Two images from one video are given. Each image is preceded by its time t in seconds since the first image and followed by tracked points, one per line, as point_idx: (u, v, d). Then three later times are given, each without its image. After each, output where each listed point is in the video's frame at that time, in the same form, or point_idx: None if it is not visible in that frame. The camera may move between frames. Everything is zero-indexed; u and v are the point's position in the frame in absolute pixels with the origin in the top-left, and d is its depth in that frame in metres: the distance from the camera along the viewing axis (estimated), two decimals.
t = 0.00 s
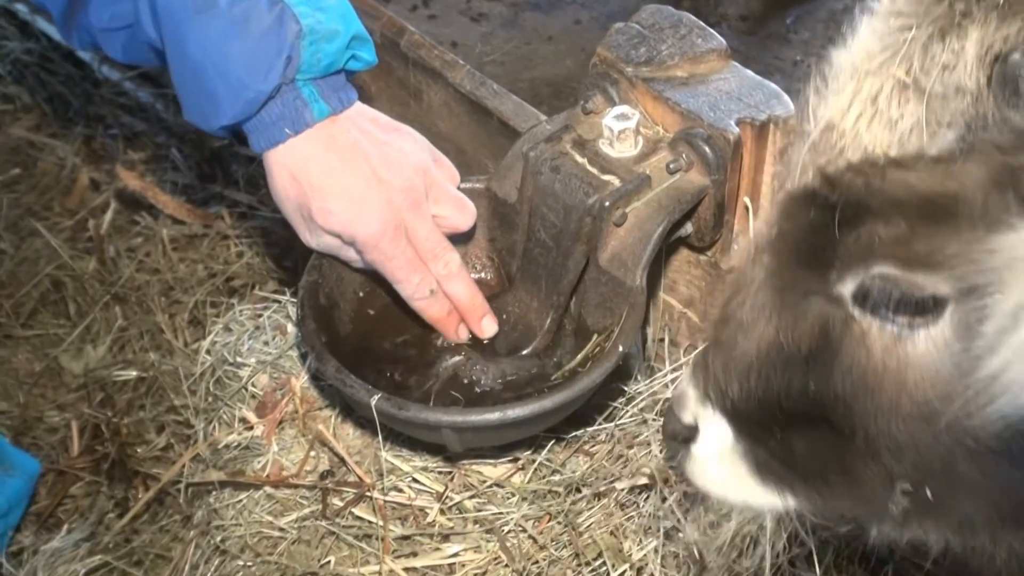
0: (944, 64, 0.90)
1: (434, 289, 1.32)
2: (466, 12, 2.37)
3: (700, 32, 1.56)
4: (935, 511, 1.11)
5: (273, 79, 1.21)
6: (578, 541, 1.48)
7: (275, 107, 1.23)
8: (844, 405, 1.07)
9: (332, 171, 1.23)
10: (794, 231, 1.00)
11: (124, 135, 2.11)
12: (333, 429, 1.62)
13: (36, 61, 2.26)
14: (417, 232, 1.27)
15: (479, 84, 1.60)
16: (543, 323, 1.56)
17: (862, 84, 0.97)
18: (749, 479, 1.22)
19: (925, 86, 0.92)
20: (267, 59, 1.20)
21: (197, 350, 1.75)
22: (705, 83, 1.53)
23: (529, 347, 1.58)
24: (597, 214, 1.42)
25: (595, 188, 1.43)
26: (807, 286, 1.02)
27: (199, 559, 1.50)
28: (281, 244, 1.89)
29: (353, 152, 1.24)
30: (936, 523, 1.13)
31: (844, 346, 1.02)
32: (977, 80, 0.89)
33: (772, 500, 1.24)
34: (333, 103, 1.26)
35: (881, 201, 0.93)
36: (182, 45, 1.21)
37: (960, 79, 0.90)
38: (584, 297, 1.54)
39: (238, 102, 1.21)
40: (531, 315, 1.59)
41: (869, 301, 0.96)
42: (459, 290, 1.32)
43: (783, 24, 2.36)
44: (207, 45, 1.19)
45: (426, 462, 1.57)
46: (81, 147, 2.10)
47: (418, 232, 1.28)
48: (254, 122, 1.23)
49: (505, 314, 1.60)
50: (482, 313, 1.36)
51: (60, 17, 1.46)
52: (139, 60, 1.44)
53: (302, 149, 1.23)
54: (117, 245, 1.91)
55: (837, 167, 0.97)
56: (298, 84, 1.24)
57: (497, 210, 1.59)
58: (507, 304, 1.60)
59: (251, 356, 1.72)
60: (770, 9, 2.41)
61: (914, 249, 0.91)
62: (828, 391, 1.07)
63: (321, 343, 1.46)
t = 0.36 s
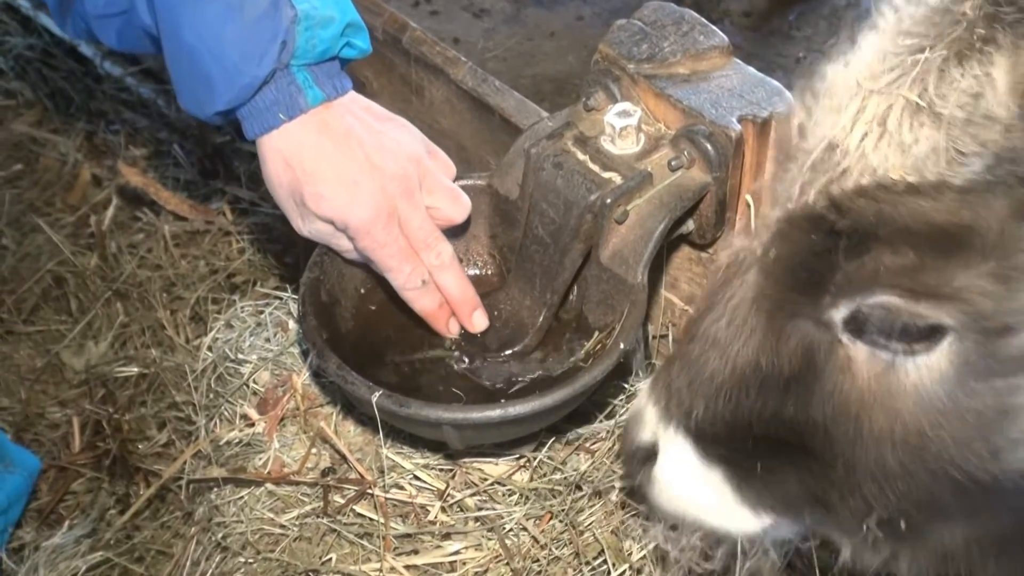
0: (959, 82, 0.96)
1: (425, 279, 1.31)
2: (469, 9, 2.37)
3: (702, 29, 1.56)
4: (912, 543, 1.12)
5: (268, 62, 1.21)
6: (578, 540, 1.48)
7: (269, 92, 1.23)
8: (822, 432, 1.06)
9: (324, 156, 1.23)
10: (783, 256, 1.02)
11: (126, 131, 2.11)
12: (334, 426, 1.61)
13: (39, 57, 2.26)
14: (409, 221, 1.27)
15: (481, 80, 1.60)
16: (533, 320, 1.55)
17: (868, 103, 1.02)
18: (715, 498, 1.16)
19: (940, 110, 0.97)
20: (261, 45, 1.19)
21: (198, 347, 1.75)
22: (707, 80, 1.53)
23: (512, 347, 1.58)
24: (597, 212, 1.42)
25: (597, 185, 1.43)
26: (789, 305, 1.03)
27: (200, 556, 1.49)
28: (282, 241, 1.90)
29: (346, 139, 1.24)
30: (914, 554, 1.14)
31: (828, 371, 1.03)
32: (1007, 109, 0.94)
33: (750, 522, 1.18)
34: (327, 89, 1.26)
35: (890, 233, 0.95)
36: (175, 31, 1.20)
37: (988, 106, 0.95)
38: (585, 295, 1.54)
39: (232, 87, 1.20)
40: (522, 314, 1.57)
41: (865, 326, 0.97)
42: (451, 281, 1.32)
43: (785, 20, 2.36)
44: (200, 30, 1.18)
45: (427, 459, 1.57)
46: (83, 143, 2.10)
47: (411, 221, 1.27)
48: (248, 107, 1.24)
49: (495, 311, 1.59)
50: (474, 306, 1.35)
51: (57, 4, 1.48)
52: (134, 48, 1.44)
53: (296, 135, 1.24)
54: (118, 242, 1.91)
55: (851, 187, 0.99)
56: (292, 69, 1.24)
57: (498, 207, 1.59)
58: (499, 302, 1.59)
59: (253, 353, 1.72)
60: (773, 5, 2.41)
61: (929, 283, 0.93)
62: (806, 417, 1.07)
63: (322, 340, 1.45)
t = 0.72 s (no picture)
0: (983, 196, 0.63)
1: (424, 283, 1.31)
2: (468, 13, 2.38)
3: (700, 35, 1.57)
4: None
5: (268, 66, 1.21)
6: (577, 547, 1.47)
7: (269, 95, 1.23)
8: None
9: (323, 159, 1.23)
10: (804, 377, 0.74)
11: (125, 136, 2.11)
12: (332, 432, 1.61)
13: (38, 61, 2.26)
14: (407, 225, 1.27)
15: (480, 86, 1.60)
16: (531, 325, 1.55)
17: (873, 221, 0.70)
18: None
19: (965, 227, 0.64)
20: (261, 49, 1.19)
21: (197, 352, 1.75)
22: (706, 86, 1.53)
23: (511, 352, 1.57)
24: (595, 217, 1.42)
25: (595, 191, 1.43)
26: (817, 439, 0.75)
27: (197, 561, 1.49)
28: (281, 246, 1.90)
29: (345, 142, 1.24)
30: None
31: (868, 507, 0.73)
32: None
33: None
34: (327, 93, 1.26)
35: (935, 354, 0.66)
36: (176, 36, 1.20)
37: None
38: (583, 300, 1.54)
39: (232, 90, 1.21)
40: (520, 319, 1.57)
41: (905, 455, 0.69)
42: (449, 286, 1.32)
43: (784, 26, 2.36)
44: (201, 34, 1.18)
45: (425, 465, 1.56)
46: (82, 148, 2.10)
47: (409, 225, 1.27)
48: (248, 111, 1.23)
49: (494, 315, 1.59)
50: (472, 310, 1.36)
51: (58, 7, 1.49)
52: (134, 51, 1.45)
53: (295, 138, 1.24)
54: (117, 246, 1.91)
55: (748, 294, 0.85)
56: (291, 73, 1.24)
57: (497, 212, 1.59)
58: (497, 306, 1.59)
59: (251, 359, 1.71)
60: (771, 10, 2.42)
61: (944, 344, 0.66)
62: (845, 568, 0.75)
63: (321, 346, 1.45)
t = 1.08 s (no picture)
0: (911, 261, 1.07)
1: (425, 288, 1.31)
2: (468, 19, 2.38)
3: (700, 40, 1.57)
4: None
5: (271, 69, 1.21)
6: (577, 553, 1.47)
7: (271, 99, 1.24)
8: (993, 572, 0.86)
9: (325, 163, 1.24)
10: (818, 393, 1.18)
11: (126, 141, 2.11)
12: (332, 436, 1.60)
13: (38, 67, 2.26)
14: (408, 229, 1.27)
15: (480, 91, 1.60)
16: (531, 330, 1.55)
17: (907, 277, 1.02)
18: None
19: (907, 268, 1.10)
20: (264, 53, 1.20)
21: (197, 356, 1.75)
22: (705, 91, 1.53)
23: (510, 358, 1.56)
24: (596, 222, 1.43)
25: (595, 196, 1.44)
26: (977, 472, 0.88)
27: (197, 566, 1.48)
28: (281, 251, 1.91)
29: (347, 146, 1.25)
30: None
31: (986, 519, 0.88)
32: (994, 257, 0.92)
33: None
34: (329, 97, 1.27)
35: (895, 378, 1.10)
36: (179, 40, 1.20)
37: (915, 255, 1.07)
38: (584, 305, 1.54)
39: (235, 94, 1.21)
40: (519, 324, 1.57)
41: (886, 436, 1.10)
42: (450, 291, 1.32)
43: (783, 32, 2.37)
44: (205, 38, 1.18)
45: (425, 469, 1.56)
46: (82, 153, 2.11)
47: (411, 230, 1.27)
48: (250, 114, 1.24)
49: (494, 320, 1.59)
50: (473, 316, 1.35)
51: (61, 12, 1.49)
52: (136, 54, 1.45)
53: (297, 142, 1.24)
54: (117, 251, 1.91)
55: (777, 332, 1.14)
56: (294, 77, 1.24)
57: (496, 218, 1.59)
58: (497, 311, 1.59)
59: (251, 363, 1.71)
60: (771, 15, 2.42)
61: (957, 403, 0.87)
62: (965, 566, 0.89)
63: (321, 350, 1.45)
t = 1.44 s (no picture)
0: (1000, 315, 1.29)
1: (423, 286, 1.31)
2: (468, 22, 2.38)
3: (701, 44, 1.57)
4: None
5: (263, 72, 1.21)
6: (575, 557, 1.47)
7: (263, 102, 1.23)
8: None
9: (318, 165, 1.24)
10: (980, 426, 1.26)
11: (125, 142, 2.11)
12: (330, 439, 1.59)
13: (38, 68, 2.26)
14: (404, 228, 1.27)
15: (480, 94, 1.60)
16: (529, 333, 1.55)
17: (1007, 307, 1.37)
18: None
19: None
20: (256, 56, 1.20)
21: (195, 358, 1.74)
22: (706, 95, 1.53)
23: (508, 361, 1.56)
24: (595, 225, 1.43)
25: (595, 199, 1.44)
26: None
27: (195, 567, 1.48)
28: (280, 254, 1.91)
29: (340, 148, 1.25)
30: None
31: None
32: None
33: None
34: (322, 101, 1.27)
35: None
36: (171, 43, 1.20)
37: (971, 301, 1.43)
38: (584, 308, 1.54)
39: (227, 97, 1.21)
40: (518, 327, 1.57)
41: None
42: (449, 289, 1.32)
43: (784, 36, 2.37)
44: (196, 41, 1.18)
45: (424, 473, 1.56)
46: (82, 154, 2.11)
47: (407, 229, 1.28)
48: (242, 117, 1.24)
49: (492, 323, 1.58)
50: (473, 314, 1.35)
51: (60, 15, 1.49)
52: (133, 59, 1.45)
53: (289, 145, 1.24)
54: (116, 252, 1.91)
55: None
56: (286, 81, 1.24)
57: (496, 221, 1.59)
58: (496, 314, 1.58)
59: (249, 365, 1.70)
60: (772, 18, 2.42)
61: None
62: None
63: (319, 352, 1.45)
